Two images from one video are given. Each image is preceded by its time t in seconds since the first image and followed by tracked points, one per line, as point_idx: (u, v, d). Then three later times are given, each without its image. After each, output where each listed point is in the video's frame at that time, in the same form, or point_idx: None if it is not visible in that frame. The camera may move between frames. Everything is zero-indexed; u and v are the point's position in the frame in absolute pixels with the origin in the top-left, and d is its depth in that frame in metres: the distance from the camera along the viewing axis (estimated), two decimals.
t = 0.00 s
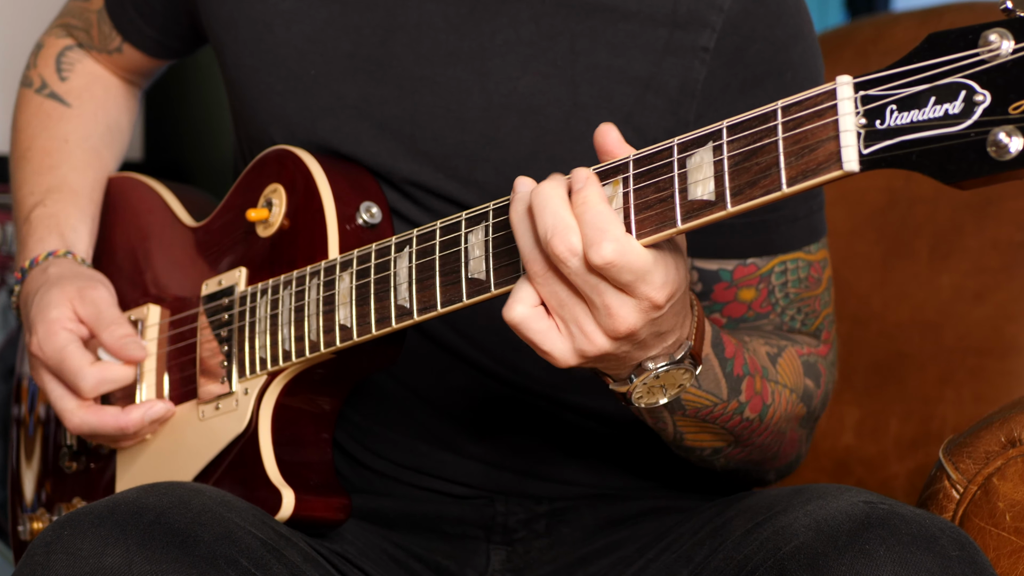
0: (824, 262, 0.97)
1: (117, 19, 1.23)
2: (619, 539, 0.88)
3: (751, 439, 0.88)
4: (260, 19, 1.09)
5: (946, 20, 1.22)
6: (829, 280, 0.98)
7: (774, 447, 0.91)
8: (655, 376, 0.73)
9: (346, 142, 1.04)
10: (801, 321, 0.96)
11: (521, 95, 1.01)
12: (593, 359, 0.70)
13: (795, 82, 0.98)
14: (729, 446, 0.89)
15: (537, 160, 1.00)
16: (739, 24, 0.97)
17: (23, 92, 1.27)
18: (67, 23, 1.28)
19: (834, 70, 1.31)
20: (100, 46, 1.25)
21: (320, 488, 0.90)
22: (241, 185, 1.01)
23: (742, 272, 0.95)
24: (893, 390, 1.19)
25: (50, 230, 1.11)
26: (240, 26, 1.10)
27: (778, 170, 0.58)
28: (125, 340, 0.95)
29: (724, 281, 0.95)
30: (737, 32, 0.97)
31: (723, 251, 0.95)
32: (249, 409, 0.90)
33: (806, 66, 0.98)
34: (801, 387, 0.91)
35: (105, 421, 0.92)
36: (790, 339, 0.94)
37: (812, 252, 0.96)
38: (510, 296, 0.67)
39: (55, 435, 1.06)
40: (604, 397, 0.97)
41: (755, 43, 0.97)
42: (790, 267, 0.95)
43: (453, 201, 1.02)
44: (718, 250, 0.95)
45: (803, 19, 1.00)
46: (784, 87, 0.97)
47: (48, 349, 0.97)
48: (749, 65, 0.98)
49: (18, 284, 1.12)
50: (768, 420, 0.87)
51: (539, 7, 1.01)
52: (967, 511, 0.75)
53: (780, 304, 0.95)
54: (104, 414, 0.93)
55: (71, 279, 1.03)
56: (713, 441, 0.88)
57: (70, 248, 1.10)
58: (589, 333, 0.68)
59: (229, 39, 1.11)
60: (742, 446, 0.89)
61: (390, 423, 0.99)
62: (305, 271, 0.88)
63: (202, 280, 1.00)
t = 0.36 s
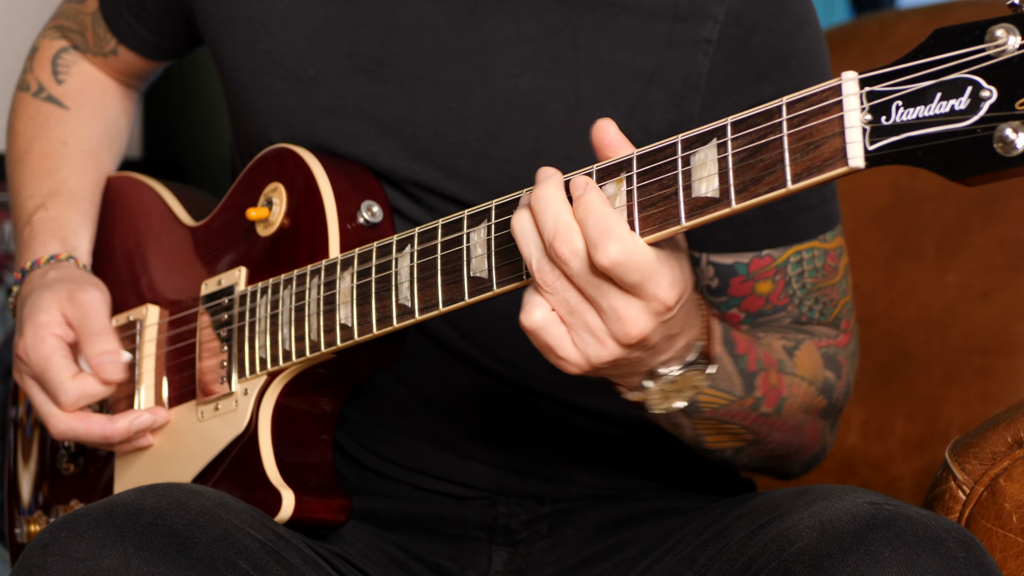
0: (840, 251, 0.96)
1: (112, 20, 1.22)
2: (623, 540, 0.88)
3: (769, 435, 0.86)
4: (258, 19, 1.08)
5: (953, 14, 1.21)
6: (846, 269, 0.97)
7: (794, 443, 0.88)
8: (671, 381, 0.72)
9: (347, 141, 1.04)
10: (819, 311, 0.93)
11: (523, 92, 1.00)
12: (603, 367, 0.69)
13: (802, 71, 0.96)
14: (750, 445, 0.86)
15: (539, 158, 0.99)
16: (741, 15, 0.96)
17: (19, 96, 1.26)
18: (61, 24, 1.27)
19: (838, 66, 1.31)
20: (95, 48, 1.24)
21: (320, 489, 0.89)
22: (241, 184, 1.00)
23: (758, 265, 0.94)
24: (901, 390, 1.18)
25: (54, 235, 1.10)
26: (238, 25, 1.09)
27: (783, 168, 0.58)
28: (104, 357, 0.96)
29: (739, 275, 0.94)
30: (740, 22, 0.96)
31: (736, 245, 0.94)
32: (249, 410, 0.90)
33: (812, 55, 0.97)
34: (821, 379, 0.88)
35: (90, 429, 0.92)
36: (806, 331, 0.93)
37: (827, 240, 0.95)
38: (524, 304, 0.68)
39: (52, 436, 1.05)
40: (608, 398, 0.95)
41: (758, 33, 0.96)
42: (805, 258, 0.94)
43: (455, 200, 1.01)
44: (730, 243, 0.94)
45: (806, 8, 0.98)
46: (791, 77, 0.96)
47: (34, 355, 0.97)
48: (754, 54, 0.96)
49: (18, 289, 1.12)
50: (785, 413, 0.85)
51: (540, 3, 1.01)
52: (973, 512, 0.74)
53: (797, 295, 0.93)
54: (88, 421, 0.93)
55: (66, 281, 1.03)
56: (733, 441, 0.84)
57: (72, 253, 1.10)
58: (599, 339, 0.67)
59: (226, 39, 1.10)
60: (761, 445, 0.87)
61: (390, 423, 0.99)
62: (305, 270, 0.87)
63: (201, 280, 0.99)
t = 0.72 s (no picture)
0: (837, 255, 0.95)
1: (112, 20, 1.21)
2: (627, 540, 0.87)
3: (740, 445, 0.88)
4: (260, 16, 1.07)
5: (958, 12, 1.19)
6: (841, 274, 0.96)
7: (771, 450, 0.91)
8: (621, 399, 0.75)
9: (350, 141, 1.03)
10: (809, 318, 0.94)
11: (528, 92, 0.99)
12: (546, 373, 0.72)
13: (805, 76, 0.94)
14: (721, 455, 0.88)
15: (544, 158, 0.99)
16: (747, 19, 0.94)
17: (18, 98, 1.25)
18: (61, 26, 1.26)
19: (843, 64, 1.30)
20: (95, 49, 1.23)
21: (321, 489, 0.89)
22: (241, 181, 0.99)
23: (753, 271, 0.93)
24: (906, 390, 1.17)
25: (56, 242, 1.09)
26: (240, 23, 1.08)
27: (789, 161, 0.57)
28: (110, 376, 0.94)
29: (733, 279, 0.94)
30: (747, 26, 0.94)
31: (734, 249, 0.93)
32: (250, 409, 0.89)
33: (817, 59, 0.95)
34: (797, 392, 0.90)
35: (86, 443, 0.92)
36: (791, 339, 0.93)
37: (824, 245, 0.93)
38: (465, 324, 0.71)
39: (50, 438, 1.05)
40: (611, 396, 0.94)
41: (764, 37, 0.94)
42: (799, 264, 0.93)
43: (457, 200, 1.01)
44: (729, 246, 0.92)
45: (812, 12, 0.96)
46: (794, 82, 0.94)
47: (35, 366, 0.96)
48: (759, 60, 0.94)
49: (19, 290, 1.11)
50: (754, 425, 0.87)
51: (545, 3, 0.99)
52: (979, 513, 0.73)
53: (789, 302, 0.93)
54: (85, 433, 0.92)
55: (72, 293, 1.02)
56: (703, 451, 0.87)
57: (76, 262, 1.09)
58: (540, 348, 0.69)
59: (228, 36, 1.09)
60: (734, 454, 0.89)
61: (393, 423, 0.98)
62: (306, 268, 0.87)
63: (201, 280, 0.98)
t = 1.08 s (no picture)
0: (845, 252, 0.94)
1: (112, 19, 1.21)
2: (631, 541, 0.86)
3: (750, 428, 0.88)
4: (264, 15, 1.07)
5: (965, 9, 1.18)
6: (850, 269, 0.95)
7: (778, 439, 0.90)
8: (642, 368, 0.75)
9: (354, 140, 1.03)
10: (818, 313, 0.94)
11: (536, 91, 0.99)
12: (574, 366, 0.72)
13: (814, 74, 0.93)
14: (730, 438, 0.88)
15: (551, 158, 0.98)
16: (756, 17, 0.93)
17: (17, 99, 1.25)
18: (59, 27, 1.26)
19: (849, 63, 1.29)
20: (95, 50, 1.22)
21: (320, 490, 0.89)
22: (242, 181, 0.99)
23: (760, 269, 0.92)
24: (909, 391, 1.17)
25: (61, 244, 1.09)
26: (244, 21, 1.08)
27: (797, 161, 0.56)
28: (133, 390, 0.93)
29: (741, 278, 0.93)
30: (756, 24, 0.93)
31: (741, 249, 0.92)
32: (251, 409, 0.88)
33: (826, 55, 0.94)
34: (806, 379, 0.90)
35: (104, 454, 0.91)
36: (802, 329, 0.93)
37: (832, 243, 0.92)
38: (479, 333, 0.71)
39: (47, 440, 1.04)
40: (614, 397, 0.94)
41: (773, 34, 0.93)
42: (808, 262, 0.92)
43: (463, 199, 1.00)
44: (736, 246, 0.92)
45: (820, 10, 0.95)
46: (803, 80, 0.93)
47: (54, 373, 0.94)
48: (768, 57, 0.93)
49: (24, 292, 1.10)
50: (765, 408, 0.87)
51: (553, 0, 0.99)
52: (984, 513, 0.72)
53: (797, 299, 0.93)
54: (102, 442, 0.91)
55: (90, 303, 0.99)
56: (713, 433, 0.87)
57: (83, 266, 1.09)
58: (565, 347, 0.69)
59: (233, 35, 1.09)
60: (744, 437, 0.89)
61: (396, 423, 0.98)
62: (308, 268, 0.86)
63: (202, 279, 0.98)
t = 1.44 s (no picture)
0: (858, 250, 0.93)
1: (113, 18, 1.20)
2: (633, 542, 0.85)
3: (762, 419, 0.86)
4: (266, 14, 1.06)
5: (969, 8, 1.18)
6: (864, 267, 0.94)
7: (793, 432, 0.89)
8: (650, 348, 0.74)
9: (355, 140, 1.02)
10: (834, 310, 0.93)
11: (538, 91, 0.98)
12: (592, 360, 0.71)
13: (819, 72, 0.93)
14: (743, 428, 0.87)
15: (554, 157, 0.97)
16: (759, 16, 0.92)
17: (19, 96, 1.24)
18: (59, 26, 1.25)
19: (853, 60, 1.29)
20: (96, 50, 1.22)
21: (322, 490, 0.88)
22: (242, 181, 0.98)
23: (770, 268, 0.92)
24: (914, 391, 1.16)
25: (69, 234, 1.08)
26: (246, 20, 1.07)
27: (802, 158, 0.56)
28: (157, 347, 0.94)
29: (750, 278, 0.92)
30: (760, 24, 0.92)
31: (749, 248, 0.92)
32: (251, 409, 0.88)
33: (830, 53, 0.93)
34: (817, 367, 0.89)
35: (134, 421, 0.89)
36: (812, 320, 0.92)
37: (844, 241, 0.92)
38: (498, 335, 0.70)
39: (46, 441, 1.04)
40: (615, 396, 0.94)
41: (776, 34, 0.92)
42: (819, 260, 0.91)
43: (465, 200, 1.00)
44: (745, 245, 0.92)
45: (825, 7, 0.95)
46: (807, 77, 0.92)
47: (78, 344, 0.92)
48: (771, 55, 0.93)
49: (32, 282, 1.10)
50: (772, 395, 0.85)
51: None
52: (989, 514, 0.72)
53: (810, 297, 0.92)
54: (133, 411, 0.89)
55: (99, 278, 0.99)
56: (725, 423, 0.86)
57: (90, 254, 1.08)
58: (581, 343, 0.69)
59: (234, 34, 1.08)
60: (756, 428, 0.87)
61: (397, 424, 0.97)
62: (309, 266, 0.86)
63: (204, 276, 0.97)
